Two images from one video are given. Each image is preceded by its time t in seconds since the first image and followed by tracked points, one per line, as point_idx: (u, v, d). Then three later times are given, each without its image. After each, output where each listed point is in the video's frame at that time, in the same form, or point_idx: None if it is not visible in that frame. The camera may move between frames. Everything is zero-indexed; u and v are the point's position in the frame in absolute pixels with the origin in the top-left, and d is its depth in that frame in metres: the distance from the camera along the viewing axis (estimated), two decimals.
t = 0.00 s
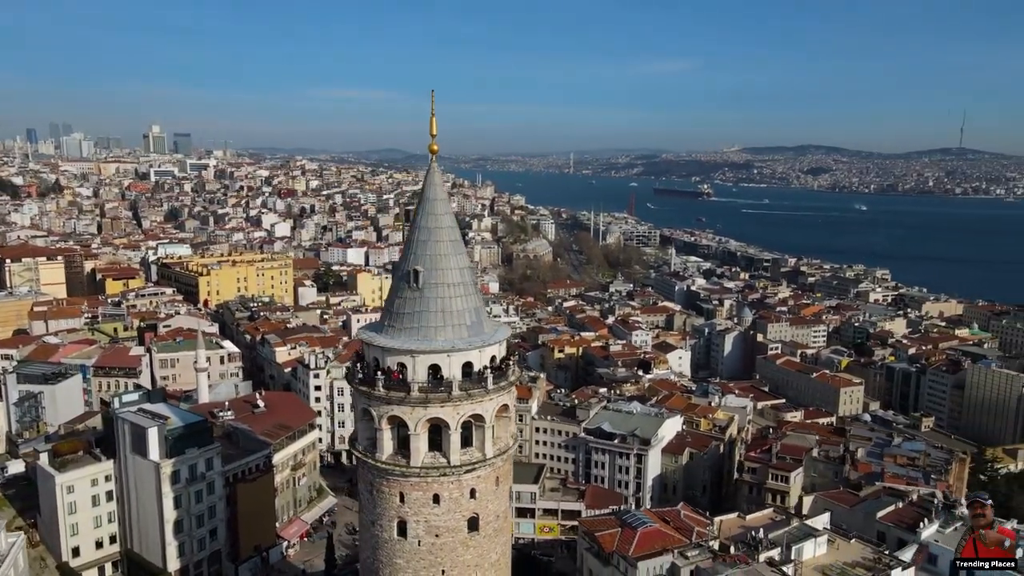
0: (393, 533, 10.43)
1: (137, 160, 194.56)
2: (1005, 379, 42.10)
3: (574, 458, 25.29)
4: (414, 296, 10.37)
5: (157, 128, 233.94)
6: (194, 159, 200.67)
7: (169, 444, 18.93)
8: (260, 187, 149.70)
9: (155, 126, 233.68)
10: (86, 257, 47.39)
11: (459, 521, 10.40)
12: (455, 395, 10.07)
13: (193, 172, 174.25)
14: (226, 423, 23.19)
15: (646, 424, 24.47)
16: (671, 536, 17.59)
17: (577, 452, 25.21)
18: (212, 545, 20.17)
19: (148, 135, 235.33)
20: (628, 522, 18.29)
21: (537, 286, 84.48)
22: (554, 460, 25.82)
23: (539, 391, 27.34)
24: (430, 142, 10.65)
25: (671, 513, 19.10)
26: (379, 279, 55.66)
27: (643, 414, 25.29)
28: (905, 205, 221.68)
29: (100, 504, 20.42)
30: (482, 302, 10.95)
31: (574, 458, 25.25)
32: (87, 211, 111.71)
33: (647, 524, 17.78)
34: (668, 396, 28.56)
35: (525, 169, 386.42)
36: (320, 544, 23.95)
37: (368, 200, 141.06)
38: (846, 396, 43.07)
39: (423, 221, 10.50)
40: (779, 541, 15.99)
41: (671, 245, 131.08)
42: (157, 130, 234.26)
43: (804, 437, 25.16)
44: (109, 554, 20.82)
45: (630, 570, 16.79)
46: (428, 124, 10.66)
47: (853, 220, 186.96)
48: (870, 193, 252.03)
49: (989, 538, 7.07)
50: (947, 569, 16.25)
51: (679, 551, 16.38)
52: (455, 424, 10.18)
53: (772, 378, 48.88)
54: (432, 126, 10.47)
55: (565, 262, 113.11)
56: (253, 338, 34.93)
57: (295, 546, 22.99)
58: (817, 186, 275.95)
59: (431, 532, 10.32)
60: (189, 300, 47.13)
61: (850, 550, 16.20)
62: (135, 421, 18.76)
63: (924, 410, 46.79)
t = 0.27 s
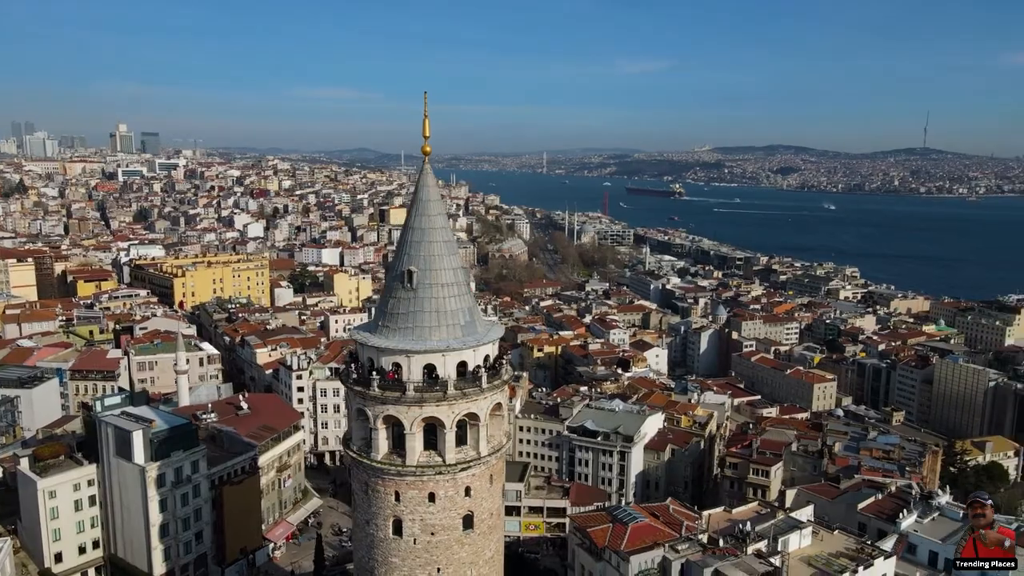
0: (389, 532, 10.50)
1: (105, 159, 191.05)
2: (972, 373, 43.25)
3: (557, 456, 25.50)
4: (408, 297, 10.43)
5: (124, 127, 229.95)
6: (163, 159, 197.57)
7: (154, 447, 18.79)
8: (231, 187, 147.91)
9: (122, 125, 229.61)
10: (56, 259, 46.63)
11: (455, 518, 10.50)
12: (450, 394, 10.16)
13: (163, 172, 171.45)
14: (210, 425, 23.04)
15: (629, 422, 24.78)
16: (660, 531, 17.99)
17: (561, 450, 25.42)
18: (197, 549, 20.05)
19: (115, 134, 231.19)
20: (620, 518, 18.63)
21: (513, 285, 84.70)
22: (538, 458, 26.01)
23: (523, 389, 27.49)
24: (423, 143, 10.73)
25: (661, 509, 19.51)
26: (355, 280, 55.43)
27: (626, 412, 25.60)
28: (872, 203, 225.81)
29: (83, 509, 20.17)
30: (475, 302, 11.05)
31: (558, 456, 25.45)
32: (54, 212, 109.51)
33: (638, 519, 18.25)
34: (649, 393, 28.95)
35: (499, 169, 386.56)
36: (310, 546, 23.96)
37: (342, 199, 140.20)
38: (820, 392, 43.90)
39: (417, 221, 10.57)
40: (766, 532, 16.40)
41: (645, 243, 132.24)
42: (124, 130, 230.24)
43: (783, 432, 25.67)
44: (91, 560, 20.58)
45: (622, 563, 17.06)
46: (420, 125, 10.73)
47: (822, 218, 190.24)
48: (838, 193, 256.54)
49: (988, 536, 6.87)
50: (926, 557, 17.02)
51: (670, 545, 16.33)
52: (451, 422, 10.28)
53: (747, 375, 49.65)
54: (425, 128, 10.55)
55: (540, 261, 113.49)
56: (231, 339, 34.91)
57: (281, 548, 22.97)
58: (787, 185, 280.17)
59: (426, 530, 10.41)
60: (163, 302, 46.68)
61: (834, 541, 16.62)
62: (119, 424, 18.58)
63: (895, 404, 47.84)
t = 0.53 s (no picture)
0: (384, 532, 10.55)
1: (75, 159, 187.61)
2: (944, 369, 44.16)
3: (543, 455, 25.65)
4: (403, 297, 10.48)
5: (95, 126, 226.01)
6: (136, 159, 194.44)
7: (140, 450, 18.61)
8: (206, 187, 146.03)
9: (92, 125, 225.64)
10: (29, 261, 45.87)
11: (451, 517, 10.57)
12: (445, 393, 10.23)
13: (136, 172, 168.71)
14: (196, 428, 22.90)
15: (615, 420, 25.04)
16: (652, 527, 18.11)
17: (546, 449, 25.59)
18: (185, 553, 19.93)
19: (85, 133, 227.17)
20: (612, 514, 18.87)
21: (494, 285, 84.66)
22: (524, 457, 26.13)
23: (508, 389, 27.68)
24: (417, 145, 10.80)
25: (653, 504, 19.71)
26: (335, 280, 55.13)
27: (612, 410, 25.88)
28: (845, 203, 229.30)
29: (68, 513, 19.95)
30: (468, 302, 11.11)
31: (543, 454, 25.61)
32: (23, 212, 107.28)
33: (630, 515, 18.37)
34: (632, 392, 29.27)
35: (477, 168, 385.97)
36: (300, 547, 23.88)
37: (319, 199, 139.18)
38: (798, 388, 44.52)
39: (411, 224, 10.63)
40: (755, 529, 16.70)
41: (624, 243, 132.97)
42: (95, 129, 226.29)
43: (765, 428, 26.08)
44: (78, 564, 20.38)
45: (615, 559, 17.25)
46: (414, 126, 10.79)
47: (797, 217, 192.67)
48: (811, 192, 260.14)
49: (990, 539, 8.65)
50: (907, 548, 17.75)
51: (662, 541, 16.65)
52: (446, 421, 10.34)
53: (727, 373, 50.21)
54: (419, 129, 10.61)
55: (519, 261, 113.58)
56: (213, 341, 34.79)
57: (269, 550, 22.87)
58: (761, 185, 283.36)
59: (422, 529, 10.47)
60: (140, 304, 46.13)
61: (821, 534, 16.99)
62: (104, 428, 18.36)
63: (871, 400, 48.68)
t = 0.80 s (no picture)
0: (380, 531, 10.61)
1: (39, 159, 183.47)
2: (914, 364, 45.12)
3: (527, 454, 25.87)
4: (397, 298, 10.53)
5: (59, 125, 221.13)
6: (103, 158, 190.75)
7: (124, 454, 18.49)
8: (176, 187, 143.77)
9: (57, 123, 220.72)
10: None
11: (445, 516, 10.65)
12: (441, 393, 10.31)
13: (103, 171, 165.49)
14: (179, 430, 22.79)
15: (597, 417, 25.41)
16: (642, 522, 18.37)
17: (530, 447, 25.82)
18: (172, 557, 19.80)
19: (49, 132, 222.17)
20: (602, 510, 18.99)
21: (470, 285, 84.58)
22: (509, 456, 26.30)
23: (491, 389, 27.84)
24: (409, 146, 10.87)
25: (642, 500, 20.02)
26: (312, 281, 54.79)
27: (594, 408, 26.25)
28: (815, 202, 232.85)
29: (49, 519, 19.76)
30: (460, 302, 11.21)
31: (527, 453, 25.83)
32: None
33: (620, 510, 18.57)
34: (613, 389, 29.64)
35: (451, 168, 385.00)
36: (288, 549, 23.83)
37: (293, 200, 137.89)
38: (773, 384, 45.22)
39: (404, 224, 10.69)
40: (742, 521, 17.48)
41: (598, 242, 133.64)
42: (59, 128, 221.41)
43: (746, 424, 26.50)
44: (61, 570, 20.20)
45: (608, 554, 17.32)
46: (406, 128, 10.86)
47: (768, 216, 195.25)
48: (781, 191, 263.88)
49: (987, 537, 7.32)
50: (887, 539, 18.37)
51: (652, 535, 17.15)
52: (441, 420, 10.42)
53: (703, 370, 50.83)
54: (411, 130, 10.68)
55: (495, 261, 113.61)
56: (192, 343, 34.67)
57: (255, 553, 22.80)
58: (732, 184, 286.72)
59: (418, 528, 10.54)
60: (113, 306, 45.45)
61: (805, 525, 17.83)
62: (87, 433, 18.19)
63: (843, 395, 49.61)
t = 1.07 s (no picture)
0: (374, 530, 10.65)
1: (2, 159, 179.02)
2: (884, 360, 46.11)
3: (511, 453, 26.09)
4: (391, 298, 10.59)
5: (22, 123, 215.82)
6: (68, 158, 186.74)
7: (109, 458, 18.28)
8: (145, 187, 141.31)
9: (19, 122, 215.40)
10: None
11: (439, 514, 10.73)
12: (435, 392, 10.40)
13: (68, 171, 161.99)
14: (163, 433, 22.66)
15: (580, 416, 25.84)
16: (631, 517, 18.63)
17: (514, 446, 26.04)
18: (156, 561, 19.65)
19: (12, 131, 216.83)
20: (593, 506, 19.23)
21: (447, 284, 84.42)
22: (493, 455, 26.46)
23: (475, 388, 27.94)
24: (402, 148, 10.94)
25: (630, 496, 20.30)
26: (288, 282, 54.38)
27: (576, 406, 26.67)
28: (785, 201, 236.04)
29: (31, 525, 19.44)
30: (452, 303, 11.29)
31: (511, 452, 26.05)
32: None
33: (611, 506, 18.77)
34: (594, 387, 30.08)
35: (424, 168, 383.50)
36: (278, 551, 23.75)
37: (265, 200, 136.41)
38: (748, 381, 45.90)
39: (397, 225, 10.74)
40: (728, 515, 18.10)
41: (573, 242, 134.15)
42: (22, 127, 216.12)
43: (726, 420, 26.99)
44: None
45: (598, 549, 17.55)
46: (398, 129, 10.92)
47: (739, 215, 197.63)
48: (752, 190, 267.12)
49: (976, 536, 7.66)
50: (868, 530, 18.97)
51: (642, 530, 17.68)
52: (436, 419, 10.52)
53: (679, 367, 51.44)
54: (404, 131, 10.74)
55: (470, 261, 113.50)
56: (170, 345, 34.65)
57: (241, 555, 22.80)
58: (704, 184, 289.63)
59: (413, 527, 10.60)
60: (85, 308, 44.73)
61: (789, 518, 18.38)
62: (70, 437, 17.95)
63: (816, 391, 50.56)
